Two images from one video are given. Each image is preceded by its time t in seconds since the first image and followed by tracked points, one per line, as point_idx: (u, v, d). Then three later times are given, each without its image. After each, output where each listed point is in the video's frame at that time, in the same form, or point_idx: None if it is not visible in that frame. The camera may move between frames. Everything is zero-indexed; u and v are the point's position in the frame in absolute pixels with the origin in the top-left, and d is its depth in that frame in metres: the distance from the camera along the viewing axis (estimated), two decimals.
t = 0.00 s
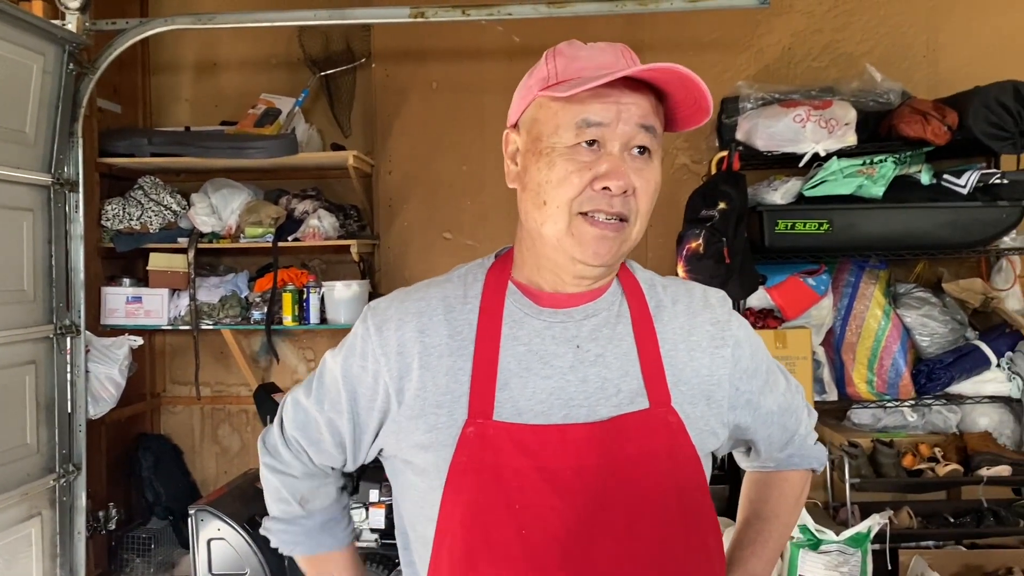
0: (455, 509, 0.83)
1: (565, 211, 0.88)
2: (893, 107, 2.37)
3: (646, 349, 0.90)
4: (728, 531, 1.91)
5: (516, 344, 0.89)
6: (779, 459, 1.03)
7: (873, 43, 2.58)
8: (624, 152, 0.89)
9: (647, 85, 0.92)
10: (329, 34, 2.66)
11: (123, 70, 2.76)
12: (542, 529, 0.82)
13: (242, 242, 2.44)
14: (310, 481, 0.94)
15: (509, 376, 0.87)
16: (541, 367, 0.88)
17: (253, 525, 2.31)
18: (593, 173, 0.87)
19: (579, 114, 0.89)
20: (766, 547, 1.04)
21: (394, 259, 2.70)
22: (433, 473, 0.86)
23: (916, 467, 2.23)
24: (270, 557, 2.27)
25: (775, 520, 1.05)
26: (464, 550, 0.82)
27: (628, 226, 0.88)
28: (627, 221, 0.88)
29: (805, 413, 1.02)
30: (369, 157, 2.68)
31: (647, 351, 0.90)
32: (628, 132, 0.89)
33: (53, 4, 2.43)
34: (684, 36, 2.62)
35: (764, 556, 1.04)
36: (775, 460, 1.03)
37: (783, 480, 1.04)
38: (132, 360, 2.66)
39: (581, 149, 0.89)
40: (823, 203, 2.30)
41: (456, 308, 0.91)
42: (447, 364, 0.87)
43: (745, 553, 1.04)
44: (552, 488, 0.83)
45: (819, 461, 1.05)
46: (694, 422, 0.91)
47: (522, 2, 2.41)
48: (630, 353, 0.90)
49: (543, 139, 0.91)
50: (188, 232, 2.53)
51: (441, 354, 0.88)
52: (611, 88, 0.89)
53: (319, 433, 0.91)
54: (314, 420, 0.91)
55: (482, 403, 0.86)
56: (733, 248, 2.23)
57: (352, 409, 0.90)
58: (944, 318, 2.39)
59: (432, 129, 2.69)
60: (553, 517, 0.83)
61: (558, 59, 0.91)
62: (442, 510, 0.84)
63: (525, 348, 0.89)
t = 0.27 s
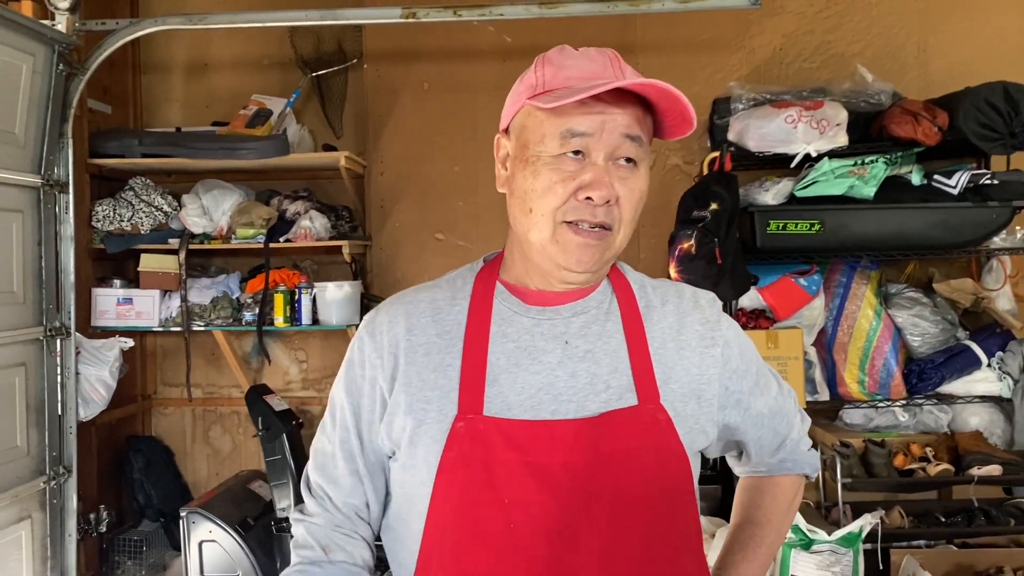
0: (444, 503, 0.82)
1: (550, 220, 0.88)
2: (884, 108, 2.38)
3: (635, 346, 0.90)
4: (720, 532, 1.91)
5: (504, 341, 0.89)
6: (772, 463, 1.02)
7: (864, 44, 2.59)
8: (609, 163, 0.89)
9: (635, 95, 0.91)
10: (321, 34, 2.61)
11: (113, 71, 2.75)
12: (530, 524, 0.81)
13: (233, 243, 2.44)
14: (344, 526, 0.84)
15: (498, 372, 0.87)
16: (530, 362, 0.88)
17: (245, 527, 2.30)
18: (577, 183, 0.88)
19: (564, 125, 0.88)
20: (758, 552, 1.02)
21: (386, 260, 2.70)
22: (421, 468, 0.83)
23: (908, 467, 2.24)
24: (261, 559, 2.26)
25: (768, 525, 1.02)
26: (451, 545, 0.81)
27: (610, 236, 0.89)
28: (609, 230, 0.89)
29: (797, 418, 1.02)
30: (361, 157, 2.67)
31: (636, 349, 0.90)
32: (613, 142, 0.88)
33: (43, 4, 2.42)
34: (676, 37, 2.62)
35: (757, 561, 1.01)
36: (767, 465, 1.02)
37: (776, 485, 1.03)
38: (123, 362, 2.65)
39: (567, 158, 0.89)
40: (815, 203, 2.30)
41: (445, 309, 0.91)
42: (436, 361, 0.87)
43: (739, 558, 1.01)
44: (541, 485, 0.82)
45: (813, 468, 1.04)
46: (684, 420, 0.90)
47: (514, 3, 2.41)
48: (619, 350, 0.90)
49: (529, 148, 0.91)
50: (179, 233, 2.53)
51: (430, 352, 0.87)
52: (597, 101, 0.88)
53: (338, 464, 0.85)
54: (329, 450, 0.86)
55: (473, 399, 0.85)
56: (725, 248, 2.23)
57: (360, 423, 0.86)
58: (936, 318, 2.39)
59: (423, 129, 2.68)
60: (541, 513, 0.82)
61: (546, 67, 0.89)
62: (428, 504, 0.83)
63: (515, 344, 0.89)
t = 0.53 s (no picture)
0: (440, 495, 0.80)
1: (534, 222, 0.89)
2: (877, 107, 2.38)
3: (624, 339, 0.90)
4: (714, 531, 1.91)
5: (495, 334, 0.88)
6: (762, 457, 1.02)
7: (857, 43, 2.59)
8: (590, 165, 0.89)
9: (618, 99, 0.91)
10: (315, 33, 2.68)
11: (105, 70, 2.74)
12: (524, 518, 0.80)
13: (227, 243, 2.43)
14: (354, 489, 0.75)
15: (489, 364, 0.86)
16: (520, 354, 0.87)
17: (239, 528, 2.29)
18: (559, 186, 0.88)
19: (546, 128, 0.88)
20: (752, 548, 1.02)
21: (380, 260, 2.70)
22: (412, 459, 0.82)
23: (901, 465, 2.24)
24: (255, 560, 2.26)
25: (759, 520, 1.02)
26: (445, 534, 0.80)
27: (592, 237, 0.90)
28: (592, 231, 0.90)
29: (784, 412, 1.03)
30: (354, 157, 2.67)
31: (625, 343, 0.90)
32: (593, 145, 0.89)
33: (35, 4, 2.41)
34: (669, 36, 2.62)
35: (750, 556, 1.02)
36: (756, 460, 1.02)
37: (766, 479, 1.03)
38: (116, 363, 2.64)
39: (548, 160, 0.89)
40: (807, 202, 2.31)
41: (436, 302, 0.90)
42: (430, 350, 0.85)
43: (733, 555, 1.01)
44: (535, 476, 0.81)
45: (802, 462, 1.05)
46: (674, 411, 0.90)
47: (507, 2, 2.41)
48: (608, 343, 0.90)
49: (511, 150, 0.91)
50: (172, 233, 2.52)
51: (424, 342, 0.86)
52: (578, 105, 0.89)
53: (344, 425, 0.80)
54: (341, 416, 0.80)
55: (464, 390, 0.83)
56: (719, 247, 2.23)
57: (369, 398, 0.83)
58: (928, 317, 2.40)
59: (417, 129, 2.68)
60: (534, 505, 0.80)
61: (528, 69, 0.90)
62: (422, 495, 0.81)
63: (505, 337, 0.88)
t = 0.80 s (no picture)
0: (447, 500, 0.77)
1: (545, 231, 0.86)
2: (872, 108, 2.39)
3: (623, 341, 0.91)
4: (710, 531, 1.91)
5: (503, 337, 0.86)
6: (740, 453, 1.03)
7: (852, 45, 2.60)
8: (603, 177, 0.87)
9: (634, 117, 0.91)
10: (311, 35, 2.70)
11: (101, 72, 2.73)
12: (535, 522, 0.77)
13: (223, 245, 2.43)
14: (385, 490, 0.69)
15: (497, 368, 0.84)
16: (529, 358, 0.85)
17: (235, 529, 2.29)
18: (572, 197, 0.85)
19: (563, 139, 0.86)
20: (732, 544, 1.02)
21: (376, 261, 2.69)
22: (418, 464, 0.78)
23: (896, 465, 2.23)
24: (252, 561, 2.26)
25: (739, 517, 1.03)
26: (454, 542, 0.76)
27: (602, 248, 0.88)
28: (602, 243, 0.87)
29: (761, 411, 1.04)
30: (350, 158, 2.67)
31: (625, 345, 0.90)
32: (609, 157, 0.87)
33: (30, 6, 2.41)
34: (665, 38, 2.63)
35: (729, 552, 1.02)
36: (736, 457, 1.03)
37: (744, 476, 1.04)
38: (112, 365, 2.64)
39: (562, 170, 0.86)
40: (803, 203, 2.31)
41: (440, 301, 0.87)
42: (436, 349, 0.82)
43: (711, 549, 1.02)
44: (547, 481, 0.78)
45: (776, 459, 1.06)
46: (672, 410, 0.91)
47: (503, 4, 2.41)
48: (609, 343, 0.90)
49: (523, 157, 0.88)
50: (167, 235, 2.52)
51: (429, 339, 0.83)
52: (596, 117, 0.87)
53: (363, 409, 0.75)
54: (360, 409, 0.74)
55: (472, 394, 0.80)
56: (715, 248, 2.24)
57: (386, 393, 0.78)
58: (923, 317, 2.40)
59: (413, 130, 2.68)
60: (547, 510, 0.78)
61: (546, 78, 0.87)
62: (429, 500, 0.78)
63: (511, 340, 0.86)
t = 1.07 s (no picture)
0: (454, 506, 0.77)
1: (562, 228, 0.86)
2: (868, 109, 2.40)
3: (625, 345, 0.90)
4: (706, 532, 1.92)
5: (506, 341, 0.86)
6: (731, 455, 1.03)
7: (847, 46, 2.60)
8: (618, 174, 0.87)
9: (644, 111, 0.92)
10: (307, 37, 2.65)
11: (97, 73, 2.73)
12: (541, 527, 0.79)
13: (220, 246, 2.43)
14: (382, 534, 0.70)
15: (503, 372, 0.84)
16: (534, 362, 0.86)
17: (232, 531, 2.29)
18: (591, 192, 0.85)
19: (582, 135, 0.85)
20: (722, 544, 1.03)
21: (373, 263, 2.70)
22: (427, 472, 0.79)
23: (892, 465, 2.24)
24: (249, 563, 2.25)
25: (730, 517, 1.04)
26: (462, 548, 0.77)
27: (616, 243, 0.88)
28: (616, 238, 0.88)
29: (753, 413, 1.05)
30: (347, 160, 2.67)
31: (627, 350, 0.90)
32: (625, 153, 0.87)
33: (26, 8, 2.41)
34: (660, 39, 2.63)
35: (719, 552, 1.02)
36: (727, 459, 1.04)
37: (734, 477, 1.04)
38: (108, 366, 2.64)
39: (581, 167, 0.86)
40: (799, 204, 2.31)
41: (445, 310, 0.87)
42: (443, 361, 0.82)
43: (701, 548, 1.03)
44: (553, 486, 0.80)
45: (766, 459, 1.06)
46: (673, 415, 0.92)
47: (499, 6, 2.42)
48: (611, 348, 0.90)
49: (540, 155, 0.87)
50: (164, 236, 2.52)
51: (435, 351, 0.83)
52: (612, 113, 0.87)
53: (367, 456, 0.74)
54: (365, 439, 0.74)
55: (480, 400, 0.81)
56: (710, 249, 2.24)
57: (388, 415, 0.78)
58: (919, 318, 2.41)
59: (410, 132, 2.68)
60: (554, 515, 0.80)
61: (560, 75, 0.86)
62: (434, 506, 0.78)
63: (517, 344, 0.86)
